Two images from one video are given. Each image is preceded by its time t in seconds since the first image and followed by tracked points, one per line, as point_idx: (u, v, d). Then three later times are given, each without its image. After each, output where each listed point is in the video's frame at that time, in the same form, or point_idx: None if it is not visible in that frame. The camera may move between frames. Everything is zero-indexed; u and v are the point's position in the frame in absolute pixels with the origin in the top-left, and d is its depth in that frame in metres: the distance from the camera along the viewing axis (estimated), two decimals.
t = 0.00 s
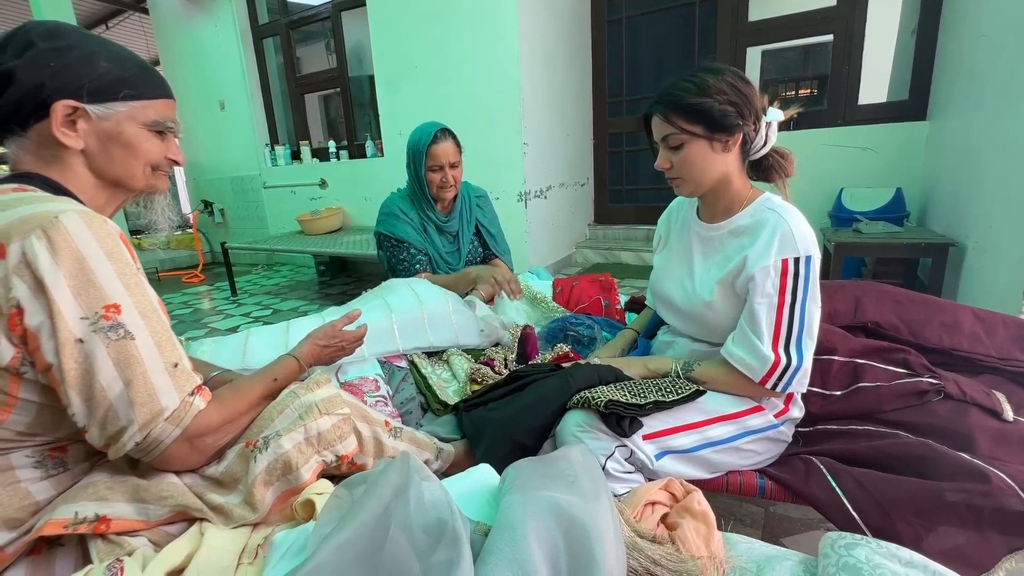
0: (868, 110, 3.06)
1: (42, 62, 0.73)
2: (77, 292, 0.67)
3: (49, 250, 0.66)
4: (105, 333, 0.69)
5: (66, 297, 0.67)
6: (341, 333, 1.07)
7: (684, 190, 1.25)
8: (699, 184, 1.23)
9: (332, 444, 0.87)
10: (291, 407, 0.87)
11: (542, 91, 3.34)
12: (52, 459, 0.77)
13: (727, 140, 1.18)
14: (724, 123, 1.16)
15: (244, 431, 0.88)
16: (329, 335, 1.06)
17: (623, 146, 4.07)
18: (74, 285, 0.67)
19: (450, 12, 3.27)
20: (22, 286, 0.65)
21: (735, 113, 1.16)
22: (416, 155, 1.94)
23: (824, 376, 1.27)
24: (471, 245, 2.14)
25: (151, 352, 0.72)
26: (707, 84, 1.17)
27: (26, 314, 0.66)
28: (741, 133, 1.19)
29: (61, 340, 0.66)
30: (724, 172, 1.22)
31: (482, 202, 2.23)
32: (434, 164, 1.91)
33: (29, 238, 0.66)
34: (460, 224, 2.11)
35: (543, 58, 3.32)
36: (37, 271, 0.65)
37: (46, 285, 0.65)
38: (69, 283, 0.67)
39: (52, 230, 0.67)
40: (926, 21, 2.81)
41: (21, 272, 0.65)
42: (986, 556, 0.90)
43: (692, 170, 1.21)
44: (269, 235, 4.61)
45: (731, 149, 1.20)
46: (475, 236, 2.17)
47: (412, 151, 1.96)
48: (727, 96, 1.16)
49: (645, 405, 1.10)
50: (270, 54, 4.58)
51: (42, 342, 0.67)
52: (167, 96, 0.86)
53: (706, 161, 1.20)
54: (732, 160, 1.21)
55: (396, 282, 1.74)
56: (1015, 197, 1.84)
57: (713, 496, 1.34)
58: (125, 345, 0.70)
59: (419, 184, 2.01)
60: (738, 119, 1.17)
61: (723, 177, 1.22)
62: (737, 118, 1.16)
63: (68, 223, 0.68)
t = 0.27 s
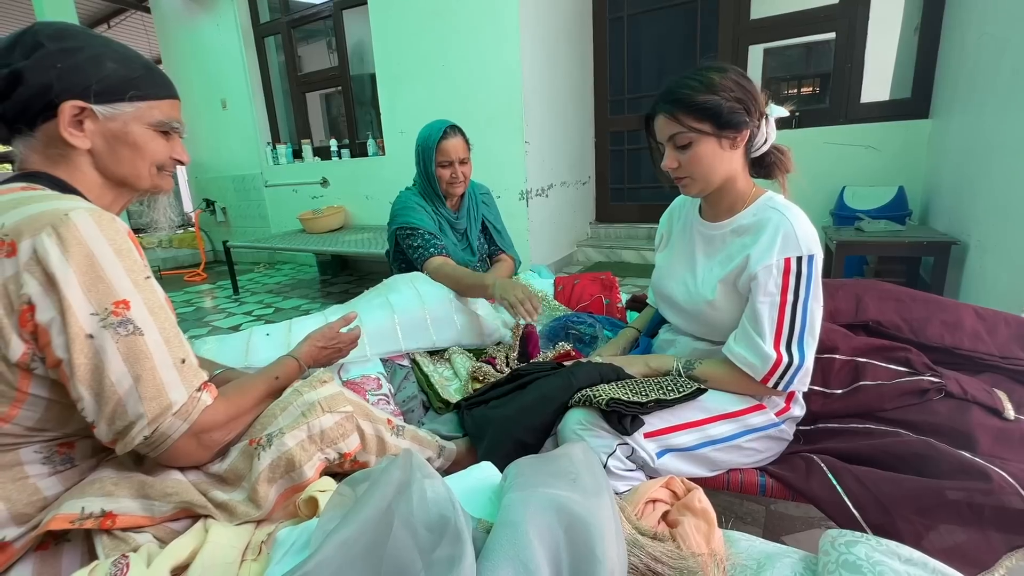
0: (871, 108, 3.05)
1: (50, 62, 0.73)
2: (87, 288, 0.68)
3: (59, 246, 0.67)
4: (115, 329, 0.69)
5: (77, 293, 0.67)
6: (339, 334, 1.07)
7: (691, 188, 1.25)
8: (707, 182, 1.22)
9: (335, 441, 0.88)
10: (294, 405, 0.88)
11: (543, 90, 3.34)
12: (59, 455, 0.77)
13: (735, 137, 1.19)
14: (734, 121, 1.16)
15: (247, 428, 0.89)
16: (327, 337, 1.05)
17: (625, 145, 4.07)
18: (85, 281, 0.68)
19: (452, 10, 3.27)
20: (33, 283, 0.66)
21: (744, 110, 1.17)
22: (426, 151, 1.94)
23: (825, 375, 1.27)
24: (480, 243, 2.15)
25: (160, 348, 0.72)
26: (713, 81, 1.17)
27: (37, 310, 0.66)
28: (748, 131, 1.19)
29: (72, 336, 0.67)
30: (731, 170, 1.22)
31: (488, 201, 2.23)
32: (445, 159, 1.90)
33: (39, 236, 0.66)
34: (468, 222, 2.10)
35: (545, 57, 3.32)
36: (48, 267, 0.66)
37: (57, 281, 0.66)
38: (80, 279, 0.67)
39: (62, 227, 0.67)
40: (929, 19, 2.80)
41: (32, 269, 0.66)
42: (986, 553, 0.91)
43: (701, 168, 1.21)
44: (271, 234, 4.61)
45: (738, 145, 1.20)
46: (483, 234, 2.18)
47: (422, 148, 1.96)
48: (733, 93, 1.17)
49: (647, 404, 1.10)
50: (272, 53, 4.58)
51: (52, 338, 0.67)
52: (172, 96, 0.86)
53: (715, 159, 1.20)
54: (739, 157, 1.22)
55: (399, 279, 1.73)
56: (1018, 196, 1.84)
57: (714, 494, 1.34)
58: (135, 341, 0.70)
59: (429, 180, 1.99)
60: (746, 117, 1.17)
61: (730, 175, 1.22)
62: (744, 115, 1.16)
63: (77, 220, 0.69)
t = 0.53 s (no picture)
0: (873, 106, 3.04)
1: (53, 61, 0.73)
2: (91, 286, 0.68)
3: (63, 244, 0.67)
4: (119, 327, 0.69)
5: (81, 291, 0.67)
6: (340, 334, 1.07)
7: (689, 188, 1.25)
8: (705, 182, 1.22)
9: (337, 439, 0.88)
10: (296, 403, 0.88)
11: (545, 88, 3.34)
12: (63, 452, 0.77)
13: (733, 137, 1.18)
14: (731, 121, 1.16)
15: (249, 427, 0.89)
16: (328, 337, 1.05)
17: (626, 143, 4.07)
18: (89, 279, 0.68)
19: (453, 9, 3.26)
20: (38, 280, 0.66)
21: (741, 111, 1.16)
22: (443, 155, 1.92)
23: (827, 373, 1.27)
24: (490, 246, 2.17)
25: (164, 346, 0.73)
26: (711, 81, 1.16)
27: (42, 308, 0.66)
28: (747, 131, 1.19)
29: (76, 334, 0.67)
30: (730, 170, 1.22)
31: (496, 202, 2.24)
32: (461, 165, 1.90)
33: (44, 234, 0.66)
34: (481, 225, 2.12)
35: (546, 55, 3.31)
36: (52, 265, 0.66)
37: (62, 279, 0.66)
38: (84, 277, 0.67)
39: (66, 225, 0.68)
40: (931, 17, 2.79)
41: (37, 267, 0.66)
42: (989, 553, 0.90)
43: (698, 168, 1.21)
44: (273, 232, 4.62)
45: (736, 146, 1.20)
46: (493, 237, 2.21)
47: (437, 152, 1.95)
48: (731, 93, 1.16)
49: (648, 403, 1.10)
50: (273, 52, 4.58)
51: (56, 335, 0.67)
52: (174, 94, 0.86)
53: (713, 159, 1.20)
54: (738, 157, 1.22)
55: (405, 280, 1.72)
56: (1021, 194, 1.83)
57: (716, 492, 1.34)
58: (139, 338, 0.70)
59: (442, 184, 1.98)
60: (744, 117, 1.17)
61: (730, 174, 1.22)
62: (742, 116, 1.16)
63: (81, 218, 0.69)
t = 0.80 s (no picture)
0: (874, 105, 3.04)
1: (54, 62, 0.73)
2: (92, 286, 0.68)
3: (64, 244, 0.67)
4: (120, 327, 0.69)
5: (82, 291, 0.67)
6: (341, 334, 1.07)
7: (681, 190, 1.26)
8: (695, 184, 1.23)
9: (338, 439, 0.88)
10: (298, 403, 0.88)
11: (545, 88, 3.33)
12: (65, 452, 0.77)
13: (719, 141, 1.18)
14: (715, 124, 1.15)
15: (250, 427, 0.89)
16: (329, 336, 1.05)
17: (627, 143, 4.06)
18: (90, 279, 0.68)
19: (454, 8, 3.26)
20: (39, 280, 0.66)
21: (726, 114, 1.16)
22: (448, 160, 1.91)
23: (829, 373, 1.27)
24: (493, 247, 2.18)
25: (165, 345, 0.73)
26: (697, 86, 1.17)
27: (43, 308, 0.67)
28: (734, 133, 1.18)
29: (77, 334, 0.67)
30: (720, 171, 1.21)
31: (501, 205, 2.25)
32: (466, 171, 1.89)
33: (45, 234, 0.66)
34: (485, 227, 2.12)
35: (547, 54, 3.31)
36: (53, 266, 0.66)
37: (63, 279, 0.66)
38: (85, 277, 0.68)
39: (67, 225, 0.68)
40: (933, 16, 2.79)
41: (38, 267, 0.66)
42: (990, 552, 0.90)
43: (685, 172, 1.22)
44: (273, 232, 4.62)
45: (723, 150, 1.19)
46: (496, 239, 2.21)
47: (443, 156, 1.94)
48: (716, 97, 1.16)
49: (649, 402, 1.10)
50: (273, 51, 4.58)
51: (58, 335, 0.67)
52: (175, 94, 0.86)
53: (699, 162, 1.20)
54: (728, 159, 1.21)
55: (408, 281, 1.69)
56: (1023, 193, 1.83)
57: (716, 491, 1.34)
58: (140, 338, 0.70)
59: (448, 190, 1.97)
60: (730, 119, 1.16)
61: (718, 176, 1.22)
62: (727, 119, 1.15)
63: (82, 218, 0.69)
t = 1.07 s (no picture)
0: (874, 105, 3.04)
1: (51, 63, 0.73)
2: (92, 288, 0.68)
3: (63, 245, 0.67)
4: (120, 328, 0.69)
5: (81, 292, 0.67)
6: (341, 334, 1.07)
7: (676, 191, 1.27)
8: (690, 185, 1.24)
9: (339, 439, 0.88)
10: (298, 403, 0.88)
11: (545, 87, 3.33)
12: (65, 453, 0.77)
13: (710, 142, 1.18)
14: (706, 126, 1.15)
15: (250, 427, 0.89)
16: (329, 336, 1.05)
17: (627, 142, 4.06)
18: (89, 280, 0.68)
19: (454, 8, 3.26)
20: (38, 282, 0.66)
21: (717, 115, 1.16)
22: (440, 154, 1.93)
23: (829, 373, 1.27)
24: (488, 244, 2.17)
25: (165, 346, 0.73)
26: (688, 88, 1.18)
27: (42, 309, 0.67)
28: (727, 134, 1.18)
29: (76, 335, 0.67)
30: (715, 172, 1.22)
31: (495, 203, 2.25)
32: (458, 164, 1.90)
33: (43, 235, 0.67)
34: (478, 223, 2.12)
35: (547, 54, 3.31)
36: (53, 268, 0.66)
37: (61, 280, 0.66)
38: (84, 278, 0.68)
39: (65, 227, 0.68)
40: (933, 15, 2.78)
41: (37, 268, 0.66)
42: (991, 552, 0.90)
43: (678, 173, 1.22)
44: (273, 233, 4.62)
45: (715, 151, 1.19)
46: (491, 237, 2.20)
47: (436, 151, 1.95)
48: (708, 99, 1.16)
49: (648, 402, 1.10)
50: (274, 51, 4.58)
51: (57, 337, 0.67)
52: (173, 93, 0.86)
53: (691, 164, 1.20)
54: (722, 160, 1.21)
55: (402, 281, 1.70)
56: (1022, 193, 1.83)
57: (717, 492, 1.35)
58: (140, 340, 0.70)
59: (441, 184, 1.98)
60: (721, 121, 1.16)
61: (712, 178, 1.23)
62: (718, 121, 1.15)
63: (81, 219, 0.69)
